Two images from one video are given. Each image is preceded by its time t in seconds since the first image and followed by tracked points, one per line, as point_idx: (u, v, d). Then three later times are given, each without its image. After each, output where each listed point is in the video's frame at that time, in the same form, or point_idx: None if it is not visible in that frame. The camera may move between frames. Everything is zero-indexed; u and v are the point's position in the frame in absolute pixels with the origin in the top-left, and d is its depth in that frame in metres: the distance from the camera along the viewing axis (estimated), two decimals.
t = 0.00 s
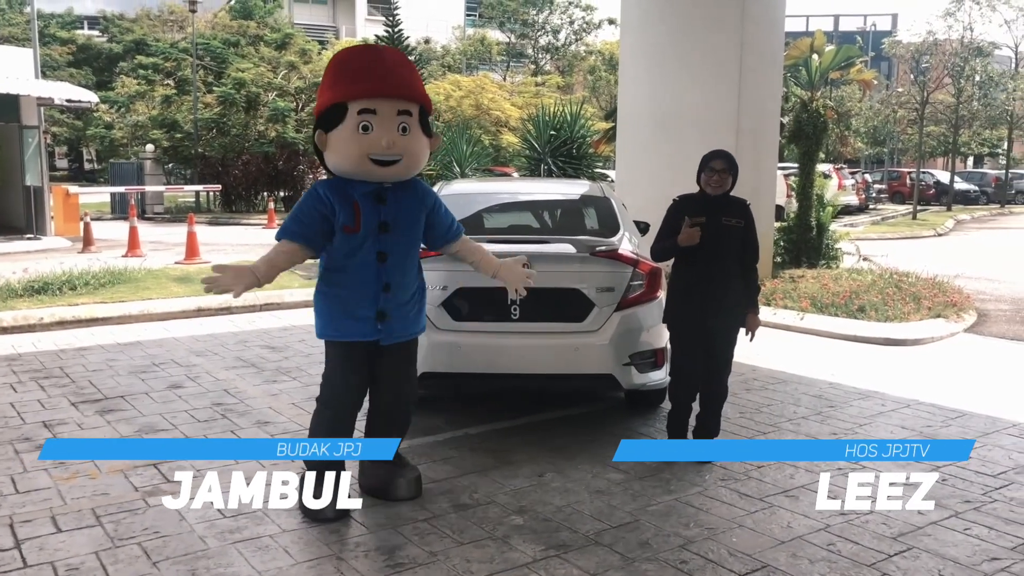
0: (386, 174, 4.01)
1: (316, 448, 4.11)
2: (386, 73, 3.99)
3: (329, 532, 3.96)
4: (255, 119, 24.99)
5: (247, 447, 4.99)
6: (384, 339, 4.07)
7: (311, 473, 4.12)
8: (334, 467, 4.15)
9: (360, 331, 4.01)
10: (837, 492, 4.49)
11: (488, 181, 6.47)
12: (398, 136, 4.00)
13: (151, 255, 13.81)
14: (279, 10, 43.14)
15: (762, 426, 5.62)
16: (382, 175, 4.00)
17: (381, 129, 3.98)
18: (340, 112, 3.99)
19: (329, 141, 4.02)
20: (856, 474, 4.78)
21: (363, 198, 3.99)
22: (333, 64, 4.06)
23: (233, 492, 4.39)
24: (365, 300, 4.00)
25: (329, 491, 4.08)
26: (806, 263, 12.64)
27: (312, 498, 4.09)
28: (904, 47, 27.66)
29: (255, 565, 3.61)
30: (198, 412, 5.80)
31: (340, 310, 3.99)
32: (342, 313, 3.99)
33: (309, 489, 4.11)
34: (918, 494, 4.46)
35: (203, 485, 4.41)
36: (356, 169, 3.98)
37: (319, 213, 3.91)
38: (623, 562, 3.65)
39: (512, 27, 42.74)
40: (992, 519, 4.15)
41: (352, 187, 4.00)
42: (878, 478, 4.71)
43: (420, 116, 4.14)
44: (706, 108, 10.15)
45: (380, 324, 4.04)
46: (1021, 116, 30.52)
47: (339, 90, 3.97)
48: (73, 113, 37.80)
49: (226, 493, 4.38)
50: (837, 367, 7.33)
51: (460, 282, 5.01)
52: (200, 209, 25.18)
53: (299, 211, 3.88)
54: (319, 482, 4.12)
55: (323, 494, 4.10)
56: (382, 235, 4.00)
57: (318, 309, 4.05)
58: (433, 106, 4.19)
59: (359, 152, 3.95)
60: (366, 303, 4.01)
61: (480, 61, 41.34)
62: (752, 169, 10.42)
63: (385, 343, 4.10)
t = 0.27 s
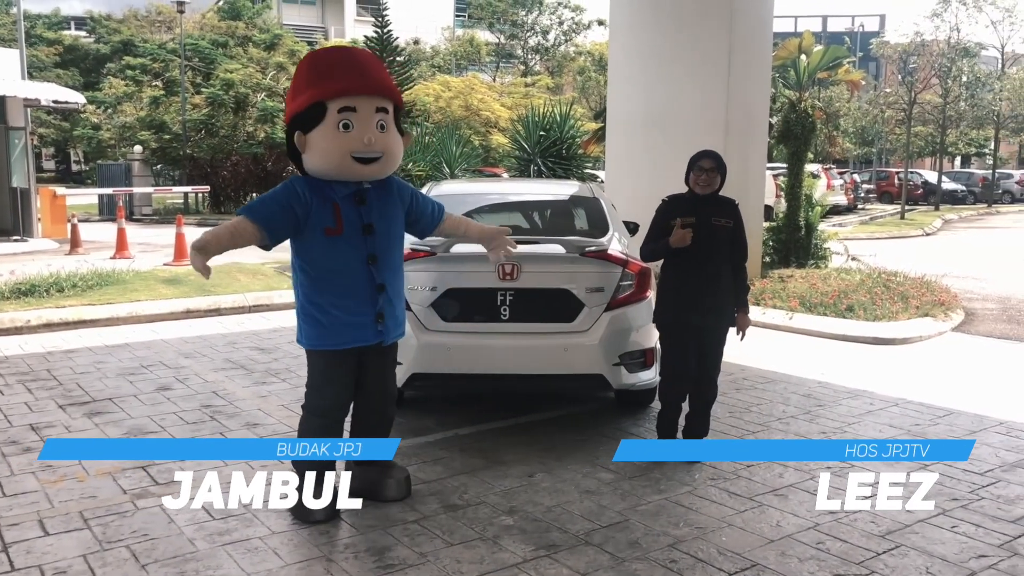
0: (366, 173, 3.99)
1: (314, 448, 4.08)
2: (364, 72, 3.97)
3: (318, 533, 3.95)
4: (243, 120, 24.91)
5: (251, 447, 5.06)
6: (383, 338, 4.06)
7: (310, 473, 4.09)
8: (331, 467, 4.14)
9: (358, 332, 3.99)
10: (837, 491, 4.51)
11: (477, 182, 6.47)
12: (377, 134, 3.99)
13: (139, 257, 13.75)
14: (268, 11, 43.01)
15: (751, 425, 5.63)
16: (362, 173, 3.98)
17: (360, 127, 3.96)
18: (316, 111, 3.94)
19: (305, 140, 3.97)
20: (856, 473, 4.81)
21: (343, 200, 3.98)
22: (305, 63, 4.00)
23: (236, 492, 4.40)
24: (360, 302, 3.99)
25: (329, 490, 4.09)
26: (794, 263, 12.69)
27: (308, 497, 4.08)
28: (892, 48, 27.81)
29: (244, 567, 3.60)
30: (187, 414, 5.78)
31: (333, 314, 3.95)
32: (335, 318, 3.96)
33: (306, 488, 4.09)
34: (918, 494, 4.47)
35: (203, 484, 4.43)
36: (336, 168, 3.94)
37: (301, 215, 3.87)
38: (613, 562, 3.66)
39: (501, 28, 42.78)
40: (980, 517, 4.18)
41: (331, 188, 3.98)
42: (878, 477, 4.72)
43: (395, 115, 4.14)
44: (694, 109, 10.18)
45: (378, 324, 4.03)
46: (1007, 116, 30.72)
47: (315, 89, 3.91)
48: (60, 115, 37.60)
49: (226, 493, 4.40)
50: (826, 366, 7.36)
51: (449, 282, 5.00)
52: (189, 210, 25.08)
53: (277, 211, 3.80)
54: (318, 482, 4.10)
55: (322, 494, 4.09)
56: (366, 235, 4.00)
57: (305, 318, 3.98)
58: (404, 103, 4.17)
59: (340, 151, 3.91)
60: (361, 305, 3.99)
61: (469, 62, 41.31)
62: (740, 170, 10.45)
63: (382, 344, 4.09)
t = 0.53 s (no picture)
0: (357, 192, 4.00)
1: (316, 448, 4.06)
2: (347, 90, 3.95)
3: (309, 536, 3.95)
4: (235, 122, 24.88)
5: (248, 449, 5.07)
6: (378, 357, 4.10)
7: (310, 473, 4.08)
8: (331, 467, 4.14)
9: (354, 355, 4.02)
10: (837, 492, 4.54)
11: (469, 185, 6.47)
12: (366, 151, 3.99)
13: (130, 259, 13.70)
14: (259, 13, 42.97)
15: (742, 427, 5.65)
16: (353, 192, 3.98)
17: (349, 146, 3.94)
18: (304, 134, 3.91)
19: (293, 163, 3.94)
20: (855, 473, 4.84)
21: (336, 224, 4.00)
22: (286, 86, 3.97)
23: (238, 493, 4.42)
24: (356, 325, 4.02)
25: (330, 490, 4.09)
26: (785, 265, 12.73)
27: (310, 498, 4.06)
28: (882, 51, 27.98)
29: (236, 570, 3.59)
30: (178, 417, 5.76)
31: (329, 339, 3.98)
32: (331, 343, 3.98)
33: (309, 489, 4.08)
34: (918, 494, 4.50)
35: (203, 485, 4.46)
36: (327, 188, 3.93)
37: (296, 246, 3.89)
38: (605, 564, 3.66)
39: (494, 31, 42.82)
40: (969, 518, 4.20)
41: (324, 213, 4.00)
42: (877, 477, 4.76)
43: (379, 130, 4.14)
44: (685, 112, 10.22)
45: (373, 344, 4.07)
46: (996, 120, 30.91)
47: (300, 111, 3.88)
48: (50, 116, 37.47)
49: (226, 493, 4.43)
50: (817, 368, 7.39)
51: (441, 285, 5.00)
52: (180, 212, 25.03)
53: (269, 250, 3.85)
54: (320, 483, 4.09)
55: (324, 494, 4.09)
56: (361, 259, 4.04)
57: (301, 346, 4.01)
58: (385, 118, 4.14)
59: (329, 172, 3.90)
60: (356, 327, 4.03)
61: (461, 64, 41.32)
62: (731, 173, 10.48)
63: (375, 365, 4.13)
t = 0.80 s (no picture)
0: (357, 166, 4.05)
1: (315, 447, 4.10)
2: (343, 65, 4.00)
3: (304, 539, 3.94)
4: (230, 125, 24.84)
5: (247, 449, 5.11)
6: (379, 332, 4.14)
7: (310, 473, 4.11)
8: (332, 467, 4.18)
9: (357, 329, 4.06)
10: (836, 493, 4.57)
11: (464, 188, 6.48)
12: (364, 126, 4.05)
13: (125, 262, 13.67)
14: (254, 15, 42.92)
15: (737, 430, 5.66)
16: (353, 167, 4.04)
17: (347, 120, 4.00)
18: (302, 109, 3.96)
19: (292, 140, 3.98)
20: (855, 474, 4.87)
21: (337, 199, 4.02)
22: (279, 64, 3.99)
23: (239, 492, 4.47)
24: (358, 299, 4.06)
25: (330, 491, 4.12)
26: (780, 268, 12.75)
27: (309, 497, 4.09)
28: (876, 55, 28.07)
29: (231, 573, 3.58)
30: (172, 420, 5.75)
31: (331, 314, 4.00)
32: (333, 319, 4.00)
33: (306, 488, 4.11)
34: (918, 494, 4.53)
35: (203, 485, 4.51)
36: (327, 163, 3.98)
37: (301, 221, 3.91)
38: (600, 566, 3.67)
39: (489, 34, 42.89)
40: (963, 520, 4.21)
41: (324, 187, 4.02)
42: (878, 477, 4.79)
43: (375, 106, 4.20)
44: (680, 115, 10.24)
45: (374, 318, 4.12)
46: (989, 123, 31.04)
47: (297, 89, 3.92)
48: (45, 119, 37.36)
49: (226, 494, 4.47)
50: (812, 371, 7.41)
51: (437, 288, 5.00)
52: (175, 215, 24.97)
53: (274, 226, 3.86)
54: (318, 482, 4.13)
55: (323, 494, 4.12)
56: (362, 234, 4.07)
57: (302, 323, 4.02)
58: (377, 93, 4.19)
59: (329, 146, 3.95)
60: (358, 303, 4.06)
61: (456, 67, 41.29)
62: (727, 176, 10.50)
63: (376, 339, 4.18)
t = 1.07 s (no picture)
0: (361, 169, 4.08)
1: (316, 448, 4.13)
2: (349, 68, 4.01)
3: (300, 541, 3.93)
4: (226, 126, 24.82)
5: (247, 449, 5.11)
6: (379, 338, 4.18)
7: (310, 473, 4.14)
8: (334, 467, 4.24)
9: (358, 337, 4.08)
10: (836, 492, 4.58)
11: (460, 189, 6.48)
12: (369, 130, 4.08)
13: (121, 263, 13.65)
14: (250, 17, 42.89)
15: (734, 431, 5.66)
16: (359, 169, 4.05)
17: (355, 123, 4.01)
18: (311, 111, 3.94)
19: (300, 142, 3.96)
20: (855, 474, 4.88)
21: (343, 204, 4.03)
22: (284, 66, 3.96)
23: (239, 493, 4.47)
24: (359, 306, 4.09)
25: (330, 490, 4.16)
26: (777, 269, 12.78)
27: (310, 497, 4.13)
28: (872, 56, 28.16)
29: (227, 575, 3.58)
30: (168, 421, 5.74)
31: (335, 320, 4.01)
32: (337, 324, 4.01)
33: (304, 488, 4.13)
34: (918, 495, 4.54)
35: (203, 485, 4.51)
36: (334, 166, 3.98)
37: (312, 224, 3.89)
38: (596, 568, 3.66)
39: (486, 35, 42.92)
40: (959, 521, 4.21)
41: (330, 191, 4.03)
42: (877, 477, 4.80)
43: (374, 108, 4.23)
44: (675, 117, 10.25)
45: (374, 324, 4.16)
46: (985, 124, 31.11)
47: (305, 91, 3.90)
48: (40, 120, 37.27)
49: (226, 494, 4.47)
50: (808, 372, 7.42)
51: (433, 290, 4.99)
52: (171, 216, 24.94)
53: (286, 228, 3.83)
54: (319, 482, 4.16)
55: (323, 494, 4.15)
56: (365, 242, 4.11)
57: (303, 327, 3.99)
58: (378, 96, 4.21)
59: (337, 149, 3.96)
60: (360, 308, 4.10)
61: (453, 68, 41.27)
62: (724, 179, 10.53)
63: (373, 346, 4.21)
